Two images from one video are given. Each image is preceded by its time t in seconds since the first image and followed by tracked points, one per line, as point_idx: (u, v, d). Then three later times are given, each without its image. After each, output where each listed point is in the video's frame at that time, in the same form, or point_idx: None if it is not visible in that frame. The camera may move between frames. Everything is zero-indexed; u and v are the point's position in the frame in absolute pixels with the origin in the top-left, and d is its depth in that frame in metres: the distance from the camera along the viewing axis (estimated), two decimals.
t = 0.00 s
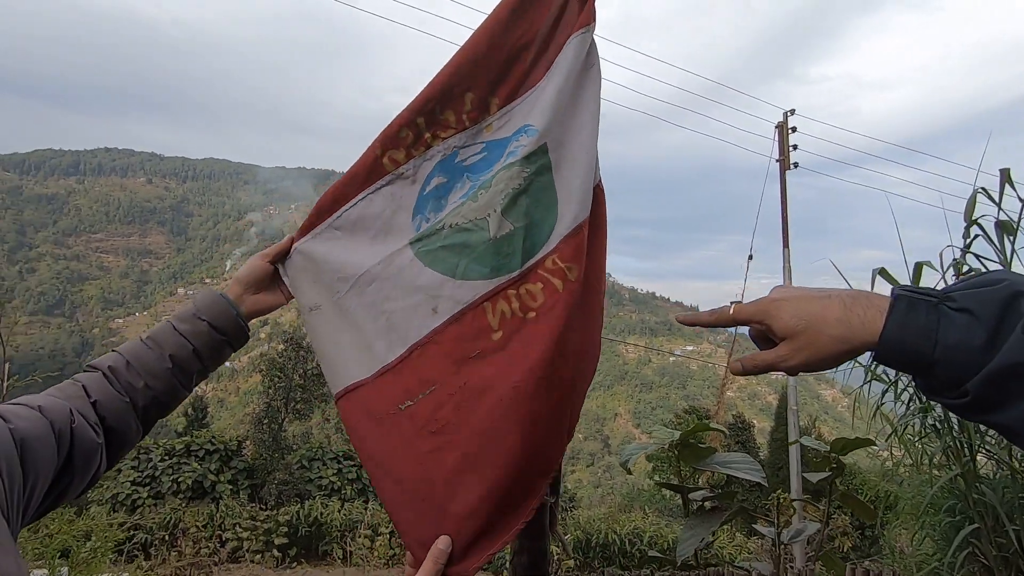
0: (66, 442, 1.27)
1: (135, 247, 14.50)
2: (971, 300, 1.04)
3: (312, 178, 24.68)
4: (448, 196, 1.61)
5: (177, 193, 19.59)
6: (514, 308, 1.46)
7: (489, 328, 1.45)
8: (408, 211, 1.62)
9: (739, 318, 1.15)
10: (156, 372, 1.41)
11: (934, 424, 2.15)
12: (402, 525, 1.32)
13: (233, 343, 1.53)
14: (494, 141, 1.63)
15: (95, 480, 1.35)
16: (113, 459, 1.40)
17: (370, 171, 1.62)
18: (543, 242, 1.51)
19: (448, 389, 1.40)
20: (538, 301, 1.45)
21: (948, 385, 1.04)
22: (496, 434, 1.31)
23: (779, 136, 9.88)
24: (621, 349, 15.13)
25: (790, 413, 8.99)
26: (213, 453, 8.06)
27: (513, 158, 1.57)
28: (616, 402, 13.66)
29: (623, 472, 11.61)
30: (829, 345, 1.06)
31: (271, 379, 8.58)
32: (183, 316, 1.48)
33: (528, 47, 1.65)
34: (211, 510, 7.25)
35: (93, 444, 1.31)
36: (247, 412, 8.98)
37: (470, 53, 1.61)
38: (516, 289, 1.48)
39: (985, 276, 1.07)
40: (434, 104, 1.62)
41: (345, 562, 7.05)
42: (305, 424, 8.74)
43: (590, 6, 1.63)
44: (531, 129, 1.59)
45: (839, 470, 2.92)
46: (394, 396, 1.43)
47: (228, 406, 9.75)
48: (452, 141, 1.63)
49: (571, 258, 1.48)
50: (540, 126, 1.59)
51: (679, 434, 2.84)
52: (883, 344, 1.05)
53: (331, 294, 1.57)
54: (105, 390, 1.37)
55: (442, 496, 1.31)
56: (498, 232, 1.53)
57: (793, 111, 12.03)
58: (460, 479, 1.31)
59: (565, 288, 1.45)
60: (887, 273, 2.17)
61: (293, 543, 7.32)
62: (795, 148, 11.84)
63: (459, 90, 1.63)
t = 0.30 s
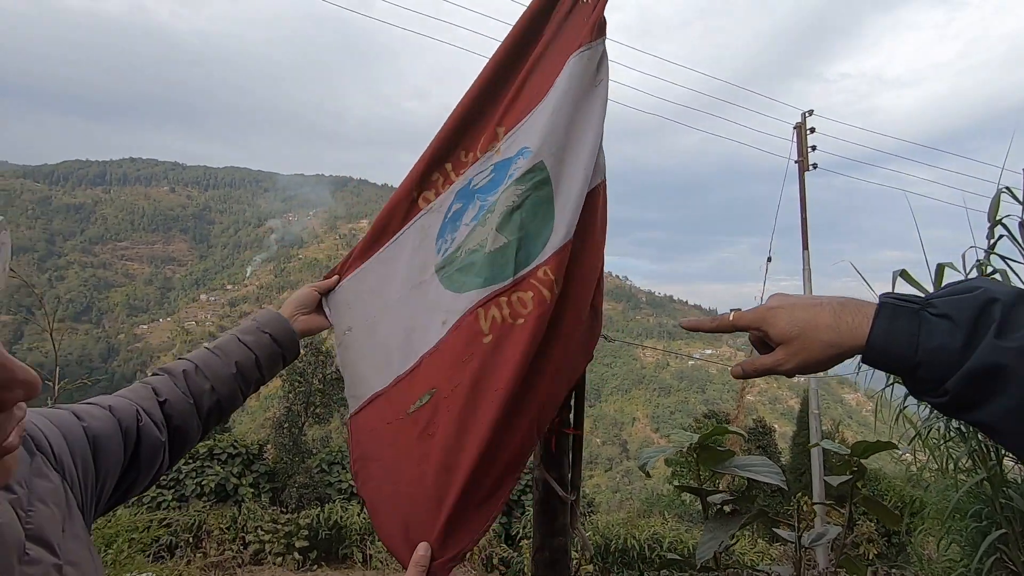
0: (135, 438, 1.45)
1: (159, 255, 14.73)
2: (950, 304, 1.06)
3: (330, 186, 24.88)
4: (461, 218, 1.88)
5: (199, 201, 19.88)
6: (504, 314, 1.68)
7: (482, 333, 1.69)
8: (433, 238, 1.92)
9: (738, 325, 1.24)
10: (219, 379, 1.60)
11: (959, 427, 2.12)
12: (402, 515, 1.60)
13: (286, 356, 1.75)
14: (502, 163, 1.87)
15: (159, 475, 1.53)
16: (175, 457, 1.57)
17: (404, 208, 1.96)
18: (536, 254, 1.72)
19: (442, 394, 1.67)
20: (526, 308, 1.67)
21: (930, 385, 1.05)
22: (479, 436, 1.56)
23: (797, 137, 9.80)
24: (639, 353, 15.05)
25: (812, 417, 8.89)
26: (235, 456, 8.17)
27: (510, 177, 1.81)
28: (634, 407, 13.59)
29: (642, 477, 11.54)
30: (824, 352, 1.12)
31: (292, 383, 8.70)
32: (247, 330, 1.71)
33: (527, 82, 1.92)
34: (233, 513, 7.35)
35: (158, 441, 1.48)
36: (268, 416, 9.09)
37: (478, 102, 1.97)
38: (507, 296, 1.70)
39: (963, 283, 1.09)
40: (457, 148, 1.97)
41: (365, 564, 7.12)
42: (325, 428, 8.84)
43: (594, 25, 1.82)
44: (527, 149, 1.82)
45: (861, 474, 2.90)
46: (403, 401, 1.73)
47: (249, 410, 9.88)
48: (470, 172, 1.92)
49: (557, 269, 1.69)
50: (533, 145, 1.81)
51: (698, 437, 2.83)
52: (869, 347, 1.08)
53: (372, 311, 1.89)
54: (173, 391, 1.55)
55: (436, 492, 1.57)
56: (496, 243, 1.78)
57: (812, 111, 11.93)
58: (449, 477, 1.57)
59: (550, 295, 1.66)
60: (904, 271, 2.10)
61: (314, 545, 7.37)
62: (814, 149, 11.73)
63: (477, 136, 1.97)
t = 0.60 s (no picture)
0: (227, 417, 1.65)
1: (201, 258, 15.12)
2: (910, 306, 1.29)
3: (365, 191, 25.22)
4: (518, 228, 2.01)
5: (240, 206, 20.37)
6: (566, 318, 1.79)
7: (545, 336, 1.79)
8: (490, 247, 2.05)
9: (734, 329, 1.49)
10: (288, 368, 1.81)
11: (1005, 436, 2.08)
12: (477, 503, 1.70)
13: (343, 349, 1.98)
14: (555, 178, 2.00)
15: (240, 454, 1.72)
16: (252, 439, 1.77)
17: (459, 218, 2.10)
18: (593, 262, 1.85)
19: (512, 394, 1.77)
20: (585, 312, 1.78)
21: (897, 377, 1.28)
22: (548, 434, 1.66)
23: (837, 137, 9.55)
24: (673, 358, 14.85)
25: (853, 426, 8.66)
26: (274, 453, 8.36)
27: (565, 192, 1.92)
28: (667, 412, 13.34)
29: (674, 484, 11.39)
30: (809, 350, 1.38)
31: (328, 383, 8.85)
32: (312, 326, 1.95)
33: (574, 99, 2.05)
34: (273, 509, 7.55)
35: (242, 420, 1.68)
36: (304, 415, 9.27)
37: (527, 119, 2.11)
38: (567, 302, 1.81)
39: (926, 288, 1.32)
40: (508, 162, 2.11)
41: (397, 562, 7.28)
42: (359, 427, 8.98)
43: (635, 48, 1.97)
44: (581, 165, 1.94)
45: (900, 479, 2.85)
46: (475, 401, 1.84)
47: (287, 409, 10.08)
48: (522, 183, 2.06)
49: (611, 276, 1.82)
50: (586, 162, 1.93)
51: (732, 439, 2.82)
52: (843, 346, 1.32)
53: (437, 317, 2.04)
54: (251, 379, 1.76)
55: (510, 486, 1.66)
56: (555, 256, 1.90)
57: (854, 111, 11.58)
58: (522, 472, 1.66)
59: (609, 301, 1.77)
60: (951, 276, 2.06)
61: (348, 543, 7.51)
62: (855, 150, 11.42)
63: (529, 149, 2.11)
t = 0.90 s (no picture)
0: (266, 416, 1.76)
1: (244, 257, 15.44)
2: (893, 348, 1.38)
3: (403, 194, 25.43)
4: (560, 225, 1.96)
5: (282, 207, 20.73)
6: (633, 327, 1.84)
7: (613, 345, 1.84)
8: (526, 241, 1.99)
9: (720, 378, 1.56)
10: (321, 368, 1.90)
11: None
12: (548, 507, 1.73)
13: (379, 348, 2.02)
14: (603, 174, 1.97)
15: (282, 450, 1.83)
16: (293, 435, 1.88)
17: (490, 208, 2.01)
18: (656, 270, 1.88)
19: (577, 399, 1.80)
20: (653, 322, 1.83)
21: (889, 421, 1.35)
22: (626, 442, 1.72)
23: (888, 136, 9.21)
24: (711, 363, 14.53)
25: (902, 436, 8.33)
26: (312, 449, 8.48)
27: (624, 196, 1.92)
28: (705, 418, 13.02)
29: (711, 491, 11.13)
30: (795, 397, 1.44)
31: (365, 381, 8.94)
32: (344, 325, 1.99)
33: (621, 95, 2.00)
34: (311, 503, 7.64)
35: (281, 418, 1.79)
36: (341, 412, 9.38)
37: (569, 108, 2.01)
38: (633, 311, 1.85)
39: (904, 329, 1.41)
40: (545, 152, 2.02)
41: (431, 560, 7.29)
42: (395, 426, 9.04)
43: (682, 48, 1.95)
44: (637, 169, 1.93)
45: (956, 494, 2.67)
46: (532, 403, 1.85)
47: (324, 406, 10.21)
48: (561, 177, 1.99)
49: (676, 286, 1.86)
50: (643, 165, 1.93)
51: (773, 447, 2.66)
52: (831, 389, 1.39)
53: (471, 312, 1.96)
54: (287, 380, 1.85)
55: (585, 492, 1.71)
56: (615, 262, 1.91)
57: (906, 109, 11.15)
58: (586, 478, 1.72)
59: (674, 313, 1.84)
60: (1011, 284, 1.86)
61: (383, 539, 7.52)
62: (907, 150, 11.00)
63: (566, 140, 2.03)
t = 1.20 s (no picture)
0: (288, 412, 1.74)
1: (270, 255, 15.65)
2: (922, 351, 1.28)
3: (427, 193, 25.53)
4: (604, 222, 1.90)
5: (308, 206, 20.97)
6: (686, 326, 1.80)
7: (666, 345, 1.79)
8: (569, 242, 1.91)
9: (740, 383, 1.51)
10: (341, 369, 1.87)
11: None
12: (611, 516, 1.66)
13: (399, 349, 1.96)
14: (646, 170, 1.91)
15: (307, 450, 1.81)
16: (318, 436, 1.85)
17: (529, 208, 1.94)
18: (706, 267, 1.85)
19: (633, 402, 1.74)
20: (705, 321, 1.80)
21: (916, 427, 1.26)
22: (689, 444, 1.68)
23: (923, 130, 8.96)
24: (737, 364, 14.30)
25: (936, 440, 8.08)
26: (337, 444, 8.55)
27: (672, 190, 1.86)
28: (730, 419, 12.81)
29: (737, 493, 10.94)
30: (819, 401, 1.37)
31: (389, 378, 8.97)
32: (362, 327, 1.96)
33: (659, 90, 1.93)
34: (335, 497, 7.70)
35: (302, 416, 1.76)
36: (365, 408, 9.44)
37: (606, 103, 1.93)
38: (685, 311, 1.82)
39: (935, 331, 1.31)
40: (583, 148, 1.94)
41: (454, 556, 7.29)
42: (418, 423, 9.06)
43: (717, 41, 1.92)
44: (682, 161, 1.87)
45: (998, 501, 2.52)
46: (584, 407, 1.77)
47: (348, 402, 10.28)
48: (603, 176, 1.93)
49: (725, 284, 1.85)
50: (690, 158, 1.87)
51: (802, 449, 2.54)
52: (856, 395, 1.32)
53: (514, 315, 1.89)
54: (309, 380, 1.84)
55: (652, 499, 1.65)
56: (667, 259, 1.85)
57: (942, 104, 10.84)
58: (647, 479, 1.66)
59: (727, 311, 1.82)
60: None
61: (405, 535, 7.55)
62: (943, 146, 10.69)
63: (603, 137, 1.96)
